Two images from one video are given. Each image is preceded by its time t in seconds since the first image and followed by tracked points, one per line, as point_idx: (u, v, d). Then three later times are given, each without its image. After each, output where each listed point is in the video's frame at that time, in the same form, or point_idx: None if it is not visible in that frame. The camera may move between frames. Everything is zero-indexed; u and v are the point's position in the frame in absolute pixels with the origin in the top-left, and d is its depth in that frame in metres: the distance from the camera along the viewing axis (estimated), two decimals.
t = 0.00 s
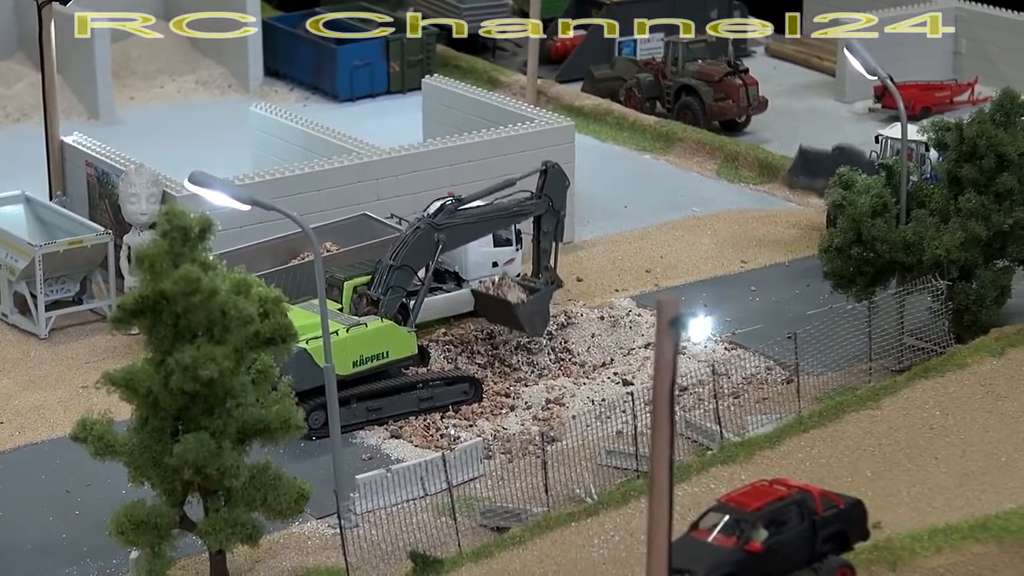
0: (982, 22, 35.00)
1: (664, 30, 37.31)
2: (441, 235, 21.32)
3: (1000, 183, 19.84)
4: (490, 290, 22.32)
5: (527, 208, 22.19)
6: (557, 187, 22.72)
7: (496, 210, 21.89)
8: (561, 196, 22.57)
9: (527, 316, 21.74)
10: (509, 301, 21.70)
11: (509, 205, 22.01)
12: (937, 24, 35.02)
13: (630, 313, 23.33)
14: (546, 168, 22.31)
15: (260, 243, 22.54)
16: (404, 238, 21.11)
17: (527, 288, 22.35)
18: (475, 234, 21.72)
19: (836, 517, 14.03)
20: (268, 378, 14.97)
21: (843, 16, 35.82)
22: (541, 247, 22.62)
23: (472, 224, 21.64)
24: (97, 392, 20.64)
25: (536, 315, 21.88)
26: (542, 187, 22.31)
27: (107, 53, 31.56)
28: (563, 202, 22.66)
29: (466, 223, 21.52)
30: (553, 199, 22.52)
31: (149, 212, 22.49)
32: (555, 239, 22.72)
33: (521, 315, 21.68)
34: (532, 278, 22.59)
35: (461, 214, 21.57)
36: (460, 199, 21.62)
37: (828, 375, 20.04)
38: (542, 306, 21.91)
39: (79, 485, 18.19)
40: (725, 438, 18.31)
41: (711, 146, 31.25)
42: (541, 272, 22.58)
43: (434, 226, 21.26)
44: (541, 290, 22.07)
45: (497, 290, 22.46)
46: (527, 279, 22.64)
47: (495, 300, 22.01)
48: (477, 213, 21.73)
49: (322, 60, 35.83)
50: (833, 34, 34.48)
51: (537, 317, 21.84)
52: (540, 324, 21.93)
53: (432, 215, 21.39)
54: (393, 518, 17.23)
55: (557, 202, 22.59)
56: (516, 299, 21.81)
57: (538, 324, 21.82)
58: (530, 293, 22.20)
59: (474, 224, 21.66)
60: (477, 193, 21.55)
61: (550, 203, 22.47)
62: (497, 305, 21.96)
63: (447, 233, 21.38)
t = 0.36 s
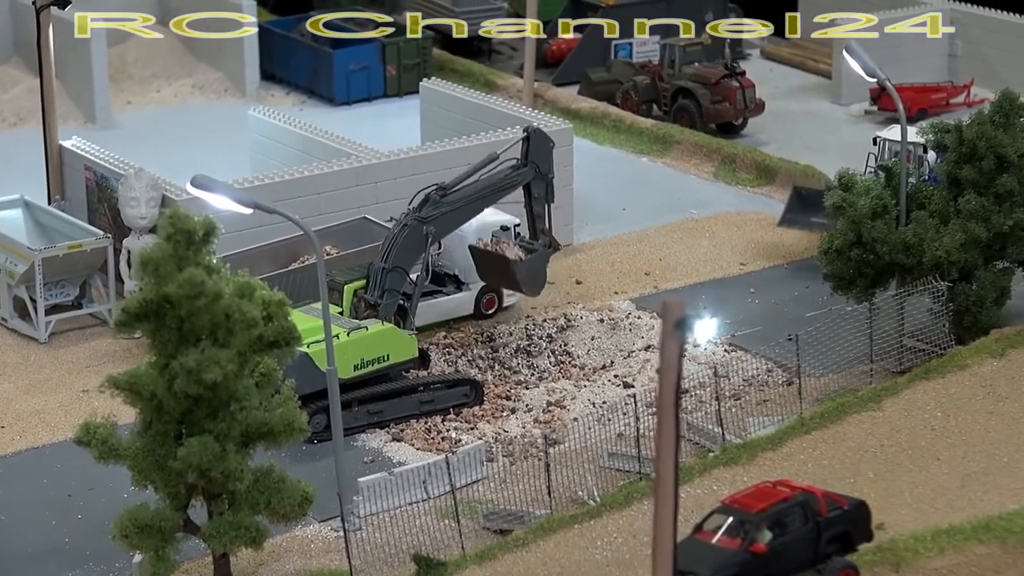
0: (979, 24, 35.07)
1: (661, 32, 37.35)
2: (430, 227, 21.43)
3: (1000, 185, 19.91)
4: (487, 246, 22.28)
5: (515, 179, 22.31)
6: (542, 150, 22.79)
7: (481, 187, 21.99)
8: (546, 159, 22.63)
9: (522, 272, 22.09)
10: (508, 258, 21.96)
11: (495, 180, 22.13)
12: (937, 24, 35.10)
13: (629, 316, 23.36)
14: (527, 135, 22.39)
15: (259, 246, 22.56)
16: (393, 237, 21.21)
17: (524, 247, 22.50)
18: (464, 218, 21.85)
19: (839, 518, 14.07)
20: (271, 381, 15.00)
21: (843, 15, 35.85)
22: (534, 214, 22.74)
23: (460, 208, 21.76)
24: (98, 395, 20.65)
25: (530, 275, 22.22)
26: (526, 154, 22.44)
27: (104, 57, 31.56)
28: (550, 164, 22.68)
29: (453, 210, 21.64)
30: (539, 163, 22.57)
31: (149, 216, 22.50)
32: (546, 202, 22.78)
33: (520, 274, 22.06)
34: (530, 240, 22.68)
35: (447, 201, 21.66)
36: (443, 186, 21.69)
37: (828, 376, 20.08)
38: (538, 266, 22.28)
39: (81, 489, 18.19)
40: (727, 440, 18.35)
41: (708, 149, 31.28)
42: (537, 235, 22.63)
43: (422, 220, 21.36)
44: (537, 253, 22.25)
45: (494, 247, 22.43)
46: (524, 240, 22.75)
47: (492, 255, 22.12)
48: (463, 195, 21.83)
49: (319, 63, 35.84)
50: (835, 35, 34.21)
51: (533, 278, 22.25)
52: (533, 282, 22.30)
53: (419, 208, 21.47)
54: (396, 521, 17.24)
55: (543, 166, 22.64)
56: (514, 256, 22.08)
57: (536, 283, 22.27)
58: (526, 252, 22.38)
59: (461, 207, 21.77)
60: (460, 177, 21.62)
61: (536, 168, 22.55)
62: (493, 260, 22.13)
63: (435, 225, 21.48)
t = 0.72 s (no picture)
0: (975, 27, 35.19)
1: (658, 35, 37.44)
2: (418, 223, 21.32)
3: (999, 187, 20.00)
4: (479, 221, 21.87)
5: (499, 157, 21.71)
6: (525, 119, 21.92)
7: (464, 171, 21.61)
8: (529, 130, 21.79)
9: (516, 246, 21.62)
10: (500, 233, 21.55)
11: (476, 162, 21.65)
12: (938, 25, 35.27)
13: (629, 318, 23.41)
14: (505, 111, 21.51)
15: (259, 249, 22.61)
16: (382, 240, 21.17)
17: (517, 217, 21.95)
18: (452, 206, 21.61)
19: (841, 519, 14.12)
20: (274, 383, 15.02)
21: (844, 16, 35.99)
22: (523, 184, 21.87)
23: (446, 198, 21.50)
24: (99, 398, 20.69)
25: (525, 247, 21.71)
26: (507, 130, 21.64)
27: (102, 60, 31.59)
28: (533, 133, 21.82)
29: (438, 202, 21.41)
30: (521, 136, 21.77)
31: (149, 219, 22.55)
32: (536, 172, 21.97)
33: (513, 247, 21.61)
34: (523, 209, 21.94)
35: (432, 192, 21.46)
36: (425, 179, 21.44)
37: (827, 378, 20.15)
38: (532, 235, 21.74)
39: (84, 491, 18.23)
40: (728, 441, 18.41)
41: (706, 151, 31.34)
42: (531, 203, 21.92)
43: (408, 219, 21.28)
44: (529, 224, 21.68)
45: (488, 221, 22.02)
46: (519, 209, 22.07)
47: (484, 231, 21.74)
48: (446, 183, 21.53)
49: (317, 66, 35.88)
50: (835, 36, 34.35)
51: (528, 248, 21.77)
52: (530, 252, 21.84)
53: (404, 206, 21.38)
54: (398, 523, 17.29)
55: (525, 136, 21.82)
56: (505, 229, 21.63)
57: (531, 254, 21.79)
58: (519, 223, 21.82)
59: (447, 197, 21.52)
60: (440, 167, 21.37)
61: (520, 141, 21.77)
62: (487, 235, 21.74)
63: (422, 220, 21.35)
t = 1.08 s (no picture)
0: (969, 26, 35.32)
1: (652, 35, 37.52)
2: (404, 216, 21.46)
3: (992, 184, 20.11)
4: (452, 204, 22.09)
5: (470, 141, 21.96)
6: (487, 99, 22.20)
7: (441, 159, 21.77)
8: (493, 110, 22.09)
9: (493, 227, 21.96)
10: (478, 215, 21.84)
11: (450, 148, 21.85)
12: (938, 24, 35.46)
13: (624, 315, 23.47)
14: (471, 95, 21.75)
15: (255, 247, 22.70)
16: (371, 237, 21.30)
17: (487, 198, 22.34)
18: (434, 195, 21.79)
19: (836, 513, 14.20)
20: (272, 379, 15.03)
21: (843, 15, 36.17)
22: (490, 163, 22.29)
23: (428, 187, 21.64)
24: (95, 395, 20.73)
25: (500, 226, 22.10)
26: (474, 113, 21.91)
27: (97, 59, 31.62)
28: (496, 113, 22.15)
29: (421, 191, 21.50)
30: (487, 116, 22.07)
31: (145, 218, 22.64)
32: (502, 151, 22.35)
33: (491, 228, 21.97)
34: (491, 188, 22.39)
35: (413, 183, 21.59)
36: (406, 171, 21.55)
37: (820, 375, 20.21)
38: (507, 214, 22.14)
39: (81, 488, 18.26)
40: (723, 437, 18.47)
41: (700, 150, 31.42)
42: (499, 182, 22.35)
43: (394, 213, 21.38)
44: (502, 203, 22.10)
45: (459, 204, 22.28)
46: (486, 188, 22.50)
47: (458, 214, 21.98)
48: (426, 173, 21.64)
49: (312, 66, 35.93)
50: (835, 34, 34.48)
51: (504, 228, 22.12)
52: (505, 232, 22.24)
53: (389, 200, 21.47)
54: (394, 519, 17.34)
55: (489, 117, 22.12)
56: (482, 211, 21.95)
57: (507, 233, 22.17)
58: (491, 203, 22.19)
59: (430, 186, 21.66)
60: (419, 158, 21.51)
61: (486, 122, 22.08)
62: (462, 219, 22.00)
63: (408, 212, 21.49)
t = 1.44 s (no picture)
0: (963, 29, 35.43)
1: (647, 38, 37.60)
2: (387, 216, 21.36)
3: (987, 185, 20.20)
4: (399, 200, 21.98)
5: (416, 135, 21.91)
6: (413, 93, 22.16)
7: (399, 156, 21.60)
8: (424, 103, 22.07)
9: (441, 218, 22.07)
10: (432, 208, 21.94)
11: (404, 145, 21.72)
12: (937, 25, 35.58)
13: (619, 318, 23.52)
14: (412, 91, 21.68)
15: (252, 250, 22.69)
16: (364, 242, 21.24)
17: (423, 190, 22.45)
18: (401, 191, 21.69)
19: (832, 514, 14.27)
20: (269, 382, 15.01)
21: (842, 15, 36.28)
22: (423, 155, 22.34)
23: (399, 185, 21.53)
24: (93, 400, 20.76)
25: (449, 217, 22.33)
26: (415, 109, 21.80)
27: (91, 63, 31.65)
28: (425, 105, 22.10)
29: (396, 187, 21.40)
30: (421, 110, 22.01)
31: (141, 222, 22.65)
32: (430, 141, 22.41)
33: (442, 219, 22.08)
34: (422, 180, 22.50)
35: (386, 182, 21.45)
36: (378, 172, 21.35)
37: (816, 377, 20.23)
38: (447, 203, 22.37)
39: (79, 492, 18.29)
40: (719, 439, 18.54)
41: (694, 153, 31.47)
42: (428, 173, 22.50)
43: (380, 214, 21.24)
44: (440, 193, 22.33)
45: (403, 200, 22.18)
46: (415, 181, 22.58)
47: (412, 208, 21.98)
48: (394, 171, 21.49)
49: (306, 70, 35.98)
50: (833, 35, 34.54)
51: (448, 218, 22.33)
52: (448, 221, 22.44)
53: (371, 203, 21.29)
54: (392, 522, 17.35)
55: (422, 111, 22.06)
56: (431, 203, 22.05)
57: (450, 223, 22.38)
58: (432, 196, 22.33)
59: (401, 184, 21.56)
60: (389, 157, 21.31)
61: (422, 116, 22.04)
62: (415, 215, 22.03)
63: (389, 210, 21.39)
